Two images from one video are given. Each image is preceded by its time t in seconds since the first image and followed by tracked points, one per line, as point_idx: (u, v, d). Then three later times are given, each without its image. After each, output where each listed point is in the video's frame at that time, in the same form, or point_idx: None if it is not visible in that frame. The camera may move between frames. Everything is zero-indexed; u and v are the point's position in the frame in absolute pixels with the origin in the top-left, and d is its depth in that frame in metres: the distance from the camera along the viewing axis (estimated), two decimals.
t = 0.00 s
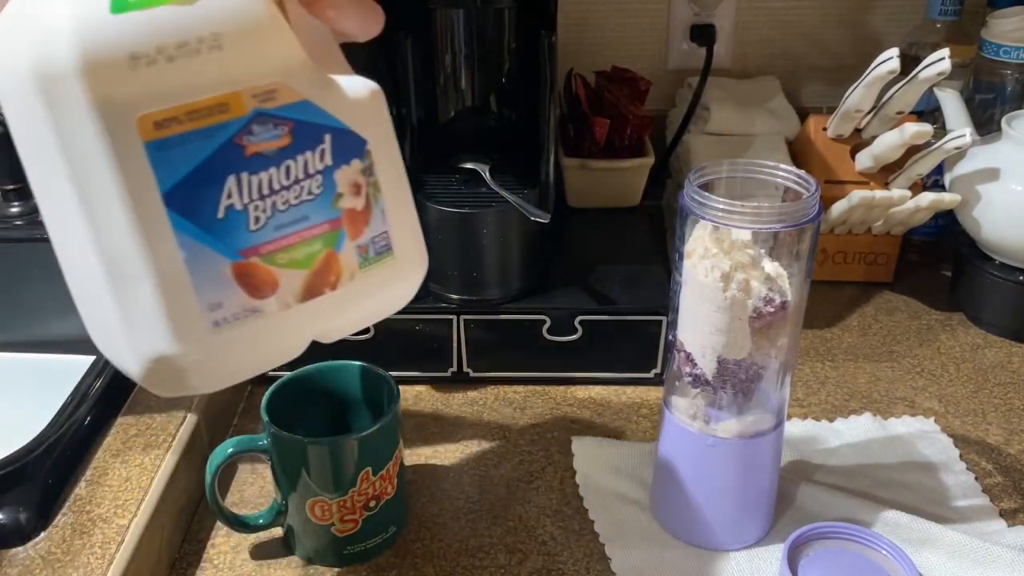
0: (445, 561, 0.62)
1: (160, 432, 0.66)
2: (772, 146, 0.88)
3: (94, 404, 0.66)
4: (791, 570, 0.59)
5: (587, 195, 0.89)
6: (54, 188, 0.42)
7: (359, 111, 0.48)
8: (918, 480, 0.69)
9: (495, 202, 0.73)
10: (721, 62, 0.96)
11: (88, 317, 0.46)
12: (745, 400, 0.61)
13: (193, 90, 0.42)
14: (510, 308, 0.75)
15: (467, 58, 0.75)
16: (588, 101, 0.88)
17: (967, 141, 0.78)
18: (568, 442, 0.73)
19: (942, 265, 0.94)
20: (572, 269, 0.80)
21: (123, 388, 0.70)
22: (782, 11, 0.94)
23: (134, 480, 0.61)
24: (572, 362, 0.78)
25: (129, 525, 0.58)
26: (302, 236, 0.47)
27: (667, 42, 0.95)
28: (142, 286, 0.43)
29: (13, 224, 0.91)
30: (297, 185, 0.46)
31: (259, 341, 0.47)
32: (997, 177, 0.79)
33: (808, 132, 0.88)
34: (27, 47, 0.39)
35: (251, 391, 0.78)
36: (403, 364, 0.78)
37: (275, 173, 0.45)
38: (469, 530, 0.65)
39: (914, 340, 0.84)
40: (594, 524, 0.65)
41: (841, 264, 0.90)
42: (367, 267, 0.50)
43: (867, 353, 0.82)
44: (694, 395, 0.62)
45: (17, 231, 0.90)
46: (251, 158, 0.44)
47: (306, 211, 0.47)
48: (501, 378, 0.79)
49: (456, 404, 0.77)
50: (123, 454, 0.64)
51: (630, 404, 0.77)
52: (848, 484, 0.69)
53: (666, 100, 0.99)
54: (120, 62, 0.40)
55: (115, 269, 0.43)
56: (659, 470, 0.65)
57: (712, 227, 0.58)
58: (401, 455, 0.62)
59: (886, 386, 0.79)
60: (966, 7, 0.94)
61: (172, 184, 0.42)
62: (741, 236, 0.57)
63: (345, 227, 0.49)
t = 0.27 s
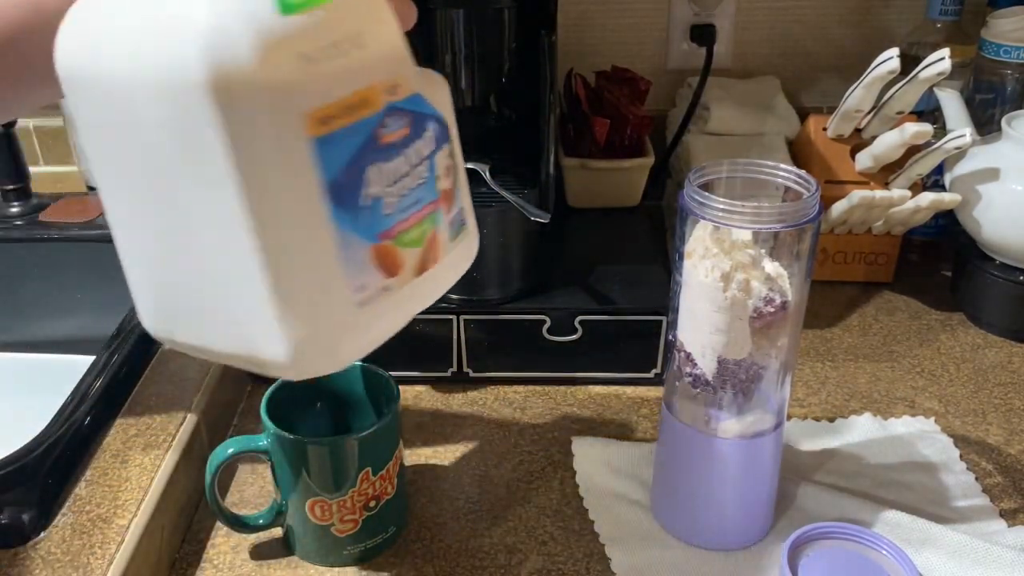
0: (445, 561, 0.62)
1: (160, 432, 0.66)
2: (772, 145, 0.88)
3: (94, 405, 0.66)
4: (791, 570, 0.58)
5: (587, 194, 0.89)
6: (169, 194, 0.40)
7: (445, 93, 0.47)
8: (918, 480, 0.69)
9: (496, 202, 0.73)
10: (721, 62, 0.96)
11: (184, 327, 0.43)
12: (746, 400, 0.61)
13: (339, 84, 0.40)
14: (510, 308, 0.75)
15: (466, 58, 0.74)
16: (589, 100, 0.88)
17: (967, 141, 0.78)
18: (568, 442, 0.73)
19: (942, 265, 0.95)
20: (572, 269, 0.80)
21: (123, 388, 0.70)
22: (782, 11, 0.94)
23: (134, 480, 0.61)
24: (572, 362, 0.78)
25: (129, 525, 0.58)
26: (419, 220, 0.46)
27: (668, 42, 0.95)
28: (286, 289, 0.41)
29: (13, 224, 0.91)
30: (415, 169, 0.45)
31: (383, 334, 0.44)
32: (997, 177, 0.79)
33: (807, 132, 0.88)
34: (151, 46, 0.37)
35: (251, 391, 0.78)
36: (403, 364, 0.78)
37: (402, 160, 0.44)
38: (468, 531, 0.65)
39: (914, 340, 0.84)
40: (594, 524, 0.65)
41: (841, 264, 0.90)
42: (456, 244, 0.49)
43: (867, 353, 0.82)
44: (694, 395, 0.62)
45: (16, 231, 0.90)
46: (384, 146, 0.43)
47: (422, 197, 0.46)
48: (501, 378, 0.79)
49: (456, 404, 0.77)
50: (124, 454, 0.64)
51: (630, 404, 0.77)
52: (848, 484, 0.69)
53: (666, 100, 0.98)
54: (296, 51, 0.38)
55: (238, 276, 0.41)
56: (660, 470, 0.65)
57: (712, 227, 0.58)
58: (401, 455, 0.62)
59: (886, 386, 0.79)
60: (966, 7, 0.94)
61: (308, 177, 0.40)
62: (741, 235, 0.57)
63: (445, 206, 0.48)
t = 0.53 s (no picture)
0: (445, 561, 0.62)
1: (160, 432, 0.66)
2: (772, 145, 0.88)
3: (94, 405, 0.66)
4: (790, 569, 0.59)
5: (587, 195, 0.89)
6: (318, 196, 0.38)
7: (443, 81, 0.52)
8: (919, 480, 0.69)
9: (495, 203, 0.73)
10: (721, 62, 0.96)
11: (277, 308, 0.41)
12: (747, 400, 0.61)
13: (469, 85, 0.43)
14: (510, 308, 0.75)
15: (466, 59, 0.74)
16: (590, 100, 0.88)
17: (968, 141, 0.78)
18: (568, 442, 0.73)
19: (941, 265, 0.95)
20: (572, 269, 0.80)
21: (123, 388, 0.70)
22: (782, 11, 0.94)
23: (135, 480, 0.61)
24: (573, 362, 0.78)
25: (129, 525, 0.58)
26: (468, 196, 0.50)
27: (667, 42, 0.95)
28: (426, 276, 0.42)
29: (13, 224, 0.90)
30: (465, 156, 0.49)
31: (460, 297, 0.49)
32: (997, 177, 0.79)
33: (807, 132, 0.88)
34: (338, 54, 0.36)
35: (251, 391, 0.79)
36: (403, 364, 0.78)
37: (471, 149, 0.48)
38: (468, 532, 0.65)
39: (915, 340, 0.84)
40: (594, 524, 0.65)
41: (841, 264, 0.90)
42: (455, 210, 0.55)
43: (867, 353, 0.82)
44: (695, 394, 0.62)
45: (16, 231, 0.90)
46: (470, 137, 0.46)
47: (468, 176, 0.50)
48: (500, 378, 0.79)
49: (456, 404, 0.77)
50: (123, 454, 0.64)
51: (630, 405, 0.77)
52: (848, 484, 0.69)
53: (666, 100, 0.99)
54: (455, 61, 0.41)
55: (367, 268, 0.40)
56: (660, 470, 0.65)
57: (712, 227, 0.57)
58: (401, 455, 0.62)
59: (886, 386, 0.79)
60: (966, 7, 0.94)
61: (456, 173, 0.41)
62: (741, 236, 0.56)
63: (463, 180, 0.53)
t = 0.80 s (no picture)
0: (445, 561, 0.62)
1: (159, 432, 0.66)
2: (772, 146, 0.88)
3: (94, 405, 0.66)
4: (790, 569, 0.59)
5: (588, 194, 0.89)
6: (454, 211, 0.42)
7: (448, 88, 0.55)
8: (919, 480, 0.69)
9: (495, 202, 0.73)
10: (721, 62, 0.96)
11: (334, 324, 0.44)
12: (747, 400, 0.61)
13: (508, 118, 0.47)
14: (510, 308, 0.75)
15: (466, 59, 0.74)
16: (590, 100, 0.88)
17: (967, 141, 0.78)
18: (568, 442, 0.73)
19: (941, 265, 0.95)
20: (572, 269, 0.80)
21: (123, 389, 0.70)
22: (782, 11, 0.94)
23: (135, 480, 0.61)
24: (573, 362, 0.78)
25: (129, 525, 0.58)
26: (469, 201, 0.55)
27: (667, 42, 0.95)
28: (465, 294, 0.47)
29: (13, 224, 0.90)
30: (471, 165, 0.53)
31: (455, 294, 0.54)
32: (997, 177, 0.79)
33: (807, 132, 0.88)
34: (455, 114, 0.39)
35: (251, 391, 0.79)
36: (403, 364, 0.78)
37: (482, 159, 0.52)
38: (469, 532, 0.65)
39: (915, 340, 0.84)
40: (594, 524, 0.65)
41: (841, 264, 0.90)
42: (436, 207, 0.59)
43: (867, 353, 0.82)
44: (695, 394, 0.62)
45: (16, 231, 0.90)
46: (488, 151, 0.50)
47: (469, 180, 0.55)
48: (500, 378, 0.79)
49: (456, 404, 0.77)
50: (123, 454, 0.64)
51: (630, 405, 0.77)
52: (848, 484, 0.69)
53: (666, 100, 0.99)
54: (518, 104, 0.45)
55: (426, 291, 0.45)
56: (660, 469, 0.65)
57: (712, 227, 0.57)
58: (401, 455, 0.62)
59: (886, 386, 0.79)
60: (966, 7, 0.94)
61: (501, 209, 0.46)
62: (741, 236, 0.57)
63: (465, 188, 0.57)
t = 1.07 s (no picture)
0: (446, 561, 0.62)
1: (159, 431, 0.66)
2: (773, 145, 0.88)
3: (94, 404, 0.66)
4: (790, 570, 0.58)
5: (587, 194, 0.89)
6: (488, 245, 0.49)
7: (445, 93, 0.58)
8: (919, 480, 0.69)
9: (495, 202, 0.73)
10: (721, 62, 0.96)
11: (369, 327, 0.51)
12: (747, 400, 0.61)
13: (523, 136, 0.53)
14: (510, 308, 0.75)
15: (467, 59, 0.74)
16: (590, 100, 0.88)
17: (967, 141, 0.77)
18: (568, 442, 0.73)
19: (942, 265, 0.95)
20: (572, 269, 0.80)
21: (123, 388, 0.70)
22: (782, 10, 0.94)
23: (134, 479, 0.61)
24: (573, 362, 0.78)
25: (129, 525, 0.58)
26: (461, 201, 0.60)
27: (667, 42, 0.95)
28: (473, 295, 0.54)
29: (13, 224, 0.90)
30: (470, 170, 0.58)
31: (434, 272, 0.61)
32: (997, 177, 0.79)
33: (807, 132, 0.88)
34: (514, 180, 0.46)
35: (251, 391, 0.79)
36: (403, 364, 0.78)
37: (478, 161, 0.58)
38: (469, 531, 0.65)
39: (915, 340, 0.84)
40: (595, 524, 0.65)
41: (841, 264, 0.90)
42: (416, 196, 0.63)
43: (867, 353, 0.82)
44: (695, 394, 0.62)
45: (16, 231, 0.90)
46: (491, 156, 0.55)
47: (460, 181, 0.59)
48: (500, 378, 0.79)
49: (456, 404, 0.77)
50: (123, 454, 0.64)
51: (630, 405, 0.77)
52: (848, 484, 0.69)
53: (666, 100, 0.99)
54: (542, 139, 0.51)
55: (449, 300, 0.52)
56: (660, 469, 0.65)
57: (712, 227, 0.57)
58: (401, 455, 0.62)
59: (887, 386, 0.79)
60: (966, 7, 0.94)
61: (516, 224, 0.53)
62: (741, 236, 0.56)
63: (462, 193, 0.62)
